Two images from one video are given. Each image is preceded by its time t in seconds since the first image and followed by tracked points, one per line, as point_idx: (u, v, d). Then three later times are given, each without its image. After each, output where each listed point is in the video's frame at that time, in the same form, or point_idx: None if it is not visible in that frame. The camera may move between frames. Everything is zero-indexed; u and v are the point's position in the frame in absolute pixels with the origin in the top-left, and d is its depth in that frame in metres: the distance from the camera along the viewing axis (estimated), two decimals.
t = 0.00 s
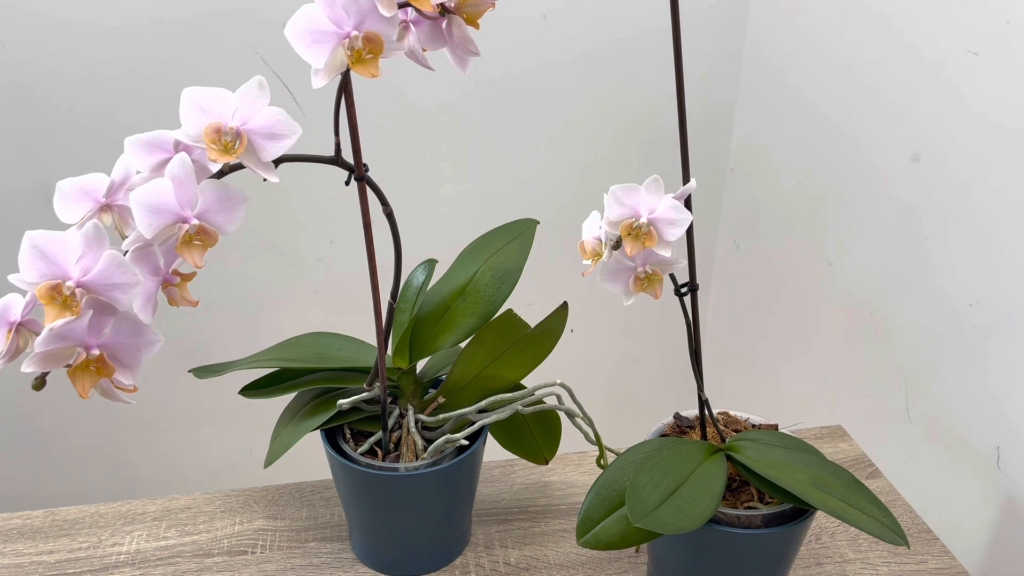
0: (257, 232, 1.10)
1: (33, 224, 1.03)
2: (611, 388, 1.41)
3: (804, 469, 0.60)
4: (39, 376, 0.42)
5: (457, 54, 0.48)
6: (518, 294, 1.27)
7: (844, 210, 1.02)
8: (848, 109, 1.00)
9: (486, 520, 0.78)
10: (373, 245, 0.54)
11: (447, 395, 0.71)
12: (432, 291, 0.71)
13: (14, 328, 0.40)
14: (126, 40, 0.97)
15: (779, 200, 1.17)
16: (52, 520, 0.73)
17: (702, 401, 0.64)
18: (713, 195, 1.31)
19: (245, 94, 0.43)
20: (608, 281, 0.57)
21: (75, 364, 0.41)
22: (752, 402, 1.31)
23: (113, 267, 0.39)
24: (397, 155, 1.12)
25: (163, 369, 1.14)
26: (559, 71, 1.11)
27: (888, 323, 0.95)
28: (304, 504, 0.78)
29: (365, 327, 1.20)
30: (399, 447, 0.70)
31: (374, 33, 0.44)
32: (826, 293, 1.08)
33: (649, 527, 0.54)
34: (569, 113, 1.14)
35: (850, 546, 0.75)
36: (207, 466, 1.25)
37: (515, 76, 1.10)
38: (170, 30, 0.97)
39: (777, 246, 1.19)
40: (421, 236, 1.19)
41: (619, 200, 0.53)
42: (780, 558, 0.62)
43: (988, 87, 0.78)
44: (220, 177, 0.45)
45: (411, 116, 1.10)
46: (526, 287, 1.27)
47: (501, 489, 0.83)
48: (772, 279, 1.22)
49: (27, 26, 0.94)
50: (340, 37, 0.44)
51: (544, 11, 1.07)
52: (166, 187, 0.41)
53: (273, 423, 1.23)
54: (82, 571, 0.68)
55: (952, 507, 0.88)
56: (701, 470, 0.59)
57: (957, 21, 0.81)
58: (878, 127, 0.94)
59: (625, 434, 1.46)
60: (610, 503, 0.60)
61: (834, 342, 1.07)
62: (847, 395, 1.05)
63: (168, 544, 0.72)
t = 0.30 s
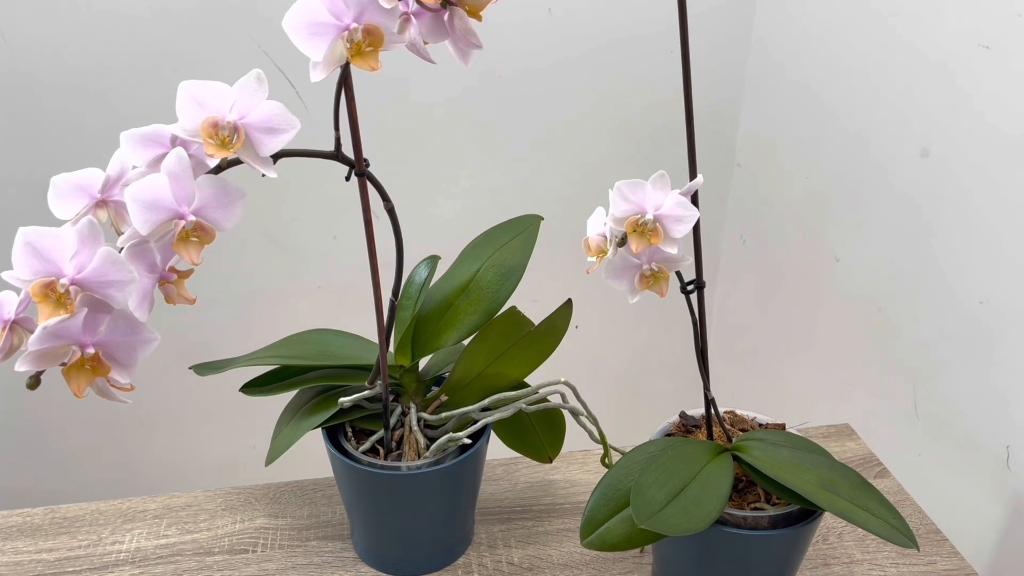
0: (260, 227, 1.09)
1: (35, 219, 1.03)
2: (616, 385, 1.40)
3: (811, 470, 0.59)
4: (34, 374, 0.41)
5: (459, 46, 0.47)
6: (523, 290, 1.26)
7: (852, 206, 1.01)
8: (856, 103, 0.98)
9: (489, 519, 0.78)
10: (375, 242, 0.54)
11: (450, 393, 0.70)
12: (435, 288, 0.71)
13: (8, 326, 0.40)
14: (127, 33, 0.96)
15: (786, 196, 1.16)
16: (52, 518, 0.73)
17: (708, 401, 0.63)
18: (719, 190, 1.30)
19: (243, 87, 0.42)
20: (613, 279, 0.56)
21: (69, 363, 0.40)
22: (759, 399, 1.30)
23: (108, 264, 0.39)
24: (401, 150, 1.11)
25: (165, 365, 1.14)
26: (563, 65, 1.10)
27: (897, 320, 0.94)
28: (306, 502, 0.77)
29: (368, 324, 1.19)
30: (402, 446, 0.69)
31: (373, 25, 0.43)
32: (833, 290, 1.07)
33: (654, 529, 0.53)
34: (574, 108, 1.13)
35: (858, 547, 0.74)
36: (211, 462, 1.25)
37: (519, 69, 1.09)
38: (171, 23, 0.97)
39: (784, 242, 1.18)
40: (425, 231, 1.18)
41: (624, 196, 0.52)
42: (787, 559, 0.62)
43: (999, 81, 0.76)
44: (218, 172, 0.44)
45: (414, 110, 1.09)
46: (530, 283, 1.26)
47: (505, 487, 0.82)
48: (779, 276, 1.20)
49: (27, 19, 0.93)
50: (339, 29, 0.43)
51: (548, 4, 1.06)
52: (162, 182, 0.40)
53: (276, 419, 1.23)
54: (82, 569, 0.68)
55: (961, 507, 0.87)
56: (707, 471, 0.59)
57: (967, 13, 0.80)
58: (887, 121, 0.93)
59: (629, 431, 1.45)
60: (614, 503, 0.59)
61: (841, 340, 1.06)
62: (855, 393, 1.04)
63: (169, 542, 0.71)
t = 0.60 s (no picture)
0: (265, 222, 1.08)
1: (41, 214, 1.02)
2: (621, 382, 1.39)
3: (820, 470, 0.58)
4: (34, 372, 0.41)
5: (463, 42, 0.46)
6: (528, 286, 1.25)
7: (861, 202, 1.00)
8: (866, 97, 0.97)
9: (494, 517, 0.77)
10: (378, 240, 0.53)
11: (455, 391, 0.69)
12: (439, 285, 0.70)
13: (8, 324, 0.39)
14: (130, 27, 0.96)
15: (794, 191, 1.15)
16: (55, 515, 0.73)
17: (715, 400, 0.62)
18: (726, 186, 1.29)
19: (245, 83, 0.41)
20: (620, 277, 0.55)
21: (69, 362, 0.40)
22: (766, 396, 1.29)
23: (109, 263, 0.38)
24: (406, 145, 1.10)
25: (170, 361, 1.14)
26: (569, 59, 1.09)
27: (905, 318, 0.93)
28: (310, 500, 0.77)
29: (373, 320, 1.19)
30: (406, 444, 0.69)
31: (376, 19, 0.43)
32: (842, 287, 1.06)
33: (660, 529, 0.53)
34: (580, 103, 1.12)
35: (865, 547, 0.73)
36: (215, 458, 1.25)
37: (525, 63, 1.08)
38: (176, 17, 0.96)
39: (792, 238, 1.17)
40: (430, 227, 1.17)
41: (631, 193, 0.51)
42: (794, 561, 0.61)
43: (1011, 76, 0.75)
44: (220, 169, 0.44)
45: (419, 104, 1.08)
46: (536, 280, 1.25)
47: (509, 486, 0.82)
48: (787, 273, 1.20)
49: (32, 12, 0.93)
50: (341, 24, 0.43)
51: None
52: (163, 179, 0.40)
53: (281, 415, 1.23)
54: (86, 566, 0.68)
55: (969, 506, 0.86)
56: (714, 470, 0.58)
57: (980, 6, 0.78)
58: (897, 115, 0.92)
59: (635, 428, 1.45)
60: (620, 503, 0.58)
61: (850, 337, 1.05)
62: (863, 391, 1.03)
63: (172, 539, 0.71)
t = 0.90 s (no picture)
0: (270, 218, 1.08)
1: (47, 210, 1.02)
2: (628, 380, 1.38)
3: (829, 472, 0.58)
4: (36, 372, 0.41)
5: (470, 38, 0.46)
6: (535, 284, 1.25)
7: (871, 200, 0.99)
8: (876, 94, 0.96)
9: (500, 517, 0.77)
10: (384, 238, 0.53)
11: (461, 390, 0.69)
12: (445, 283, 0.70)
13: (9, 323, 0.39)
14: (135, 23, 0.95)
15: (803, 189, 1.14)
16: (60, 512, 0.73)
17: (724, 400, 0.62)
18: (734, 183, 1.28)
19: (249, 79, 0.41)
20: (628, 277, 0.54)
21: (72, 361, 0.39)
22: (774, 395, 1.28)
23: (111, 262, 0.38)
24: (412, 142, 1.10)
25: (176, 358, 1.14)
26: (576, 56, 1.08)
27: (915, 317, 0.92)
28: (315, 498, 0.77)
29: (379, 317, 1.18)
30: (411, 444, 0.68)
31: (382, 15, 0.42)
32: (851, 286, 1.05)
33: (668, 532, 0.52)
34: (587, 99, 1.11)
35: (875, 549, 0.73)
36: (221, 455, 1.25)
37: (531, 59, 1.07)
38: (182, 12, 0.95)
39: (800, 236, 1.16)
40: (436, 224, 1.17)
41: (640, 192, 0.50)
42: (803, 563, 0.60)
43: None
44: (224, 167, 0.43)
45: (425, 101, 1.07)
46: (543, 278, 1.24)
47: (516, 485, 0.81)
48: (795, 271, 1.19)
49: (38, 7, 0.92)
50: (346, 20, 0.42)
51: None
52: (166, 177, 0.39)
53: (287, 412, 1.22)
54: (90, 564, 0.67)
55: (979, 508, 0.85)
56: (723, 472, 0.57)
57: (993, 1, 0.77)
58: (908, 112, 0.90)
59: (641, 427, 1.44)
60: (627, 505, 0.58)
61: (859, 336, 1.04)
62: (872, 391, 1.02)
63: (176, 538, 0.71)
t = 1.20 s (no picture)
0: (275, 215, 1.08)
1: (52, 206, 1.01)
2: (634, 378, 1.38)
3: (839, 474, 0.57)
4: (36, 371, 0.40)
5: (476, 33, 0.45)
6: (541, 281, 1.24)
7: (881, 198, 0.98)
8: (887, 90, 0.95)
9: (506, 517, 0.76)
10: (388, 236, 0.52)
11: (466, 389, 0.68)
12: (451, 281, 0.69)
13: (9, 321, 0.38)
14: (138, 17, 0.94)
15: (812, 186, 1.13)
16: (63, 510, 0.73)
17: (733, 401, 0.61)
18: (743, 180, 1.27)
19: (252, 74, 0.40)
20: (636, 276, 0.53)
21: (73, 360, 0.39)
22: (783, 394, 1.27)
23: (112, 259, 0.37)
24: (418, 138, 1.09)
25: (182, 355, 1.13)
26: (584, 51, 1.07)
27: (926, 317, 0.91)
28: (319, 497, 0.77)
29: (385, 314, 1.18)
30: (416, 443, 0.68)
31: (386, 10, 0.41)
32: (861, 284, 1.04)
33: (675, 534, 0.51)
34: (594, 95, 1.10)
35: (885, 551, 0.72)
36: (227, 452, 1.24)
37: (538, 54, 1.06)
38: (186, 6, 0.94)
39: (810, 234, 1.15)
40: (442, 221, 1.16)
41: (648, 189, 0.50)
42: (813, 566, 0.60)
43: None
44: (226, 164, 0.43)
45: (431, 96, 1.07)
46: (549, 275, 1.24)
47: (521, 485, 0.81)
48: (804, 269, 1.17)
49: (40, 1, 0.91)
50: (350, 14, 0.41)
51: None
52: (167, 174, 0.38)
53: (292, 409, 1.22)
54: (93, 562, 0.67)
55: (990, 509, 0.84)
56: (731, 473, 0.57)
57: None
58: (920, 108, 0.89)
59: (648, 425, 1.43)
60: (634, 506, 0.57)
61: (869, 335, 1.03)
62: (882, 390, 1.01)
63: (180, 536, 0.71)
